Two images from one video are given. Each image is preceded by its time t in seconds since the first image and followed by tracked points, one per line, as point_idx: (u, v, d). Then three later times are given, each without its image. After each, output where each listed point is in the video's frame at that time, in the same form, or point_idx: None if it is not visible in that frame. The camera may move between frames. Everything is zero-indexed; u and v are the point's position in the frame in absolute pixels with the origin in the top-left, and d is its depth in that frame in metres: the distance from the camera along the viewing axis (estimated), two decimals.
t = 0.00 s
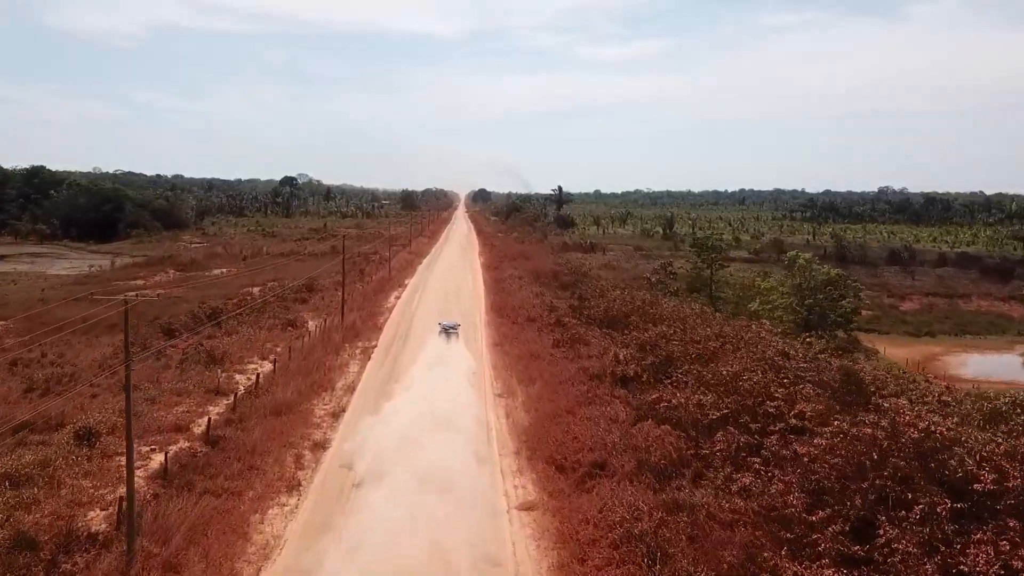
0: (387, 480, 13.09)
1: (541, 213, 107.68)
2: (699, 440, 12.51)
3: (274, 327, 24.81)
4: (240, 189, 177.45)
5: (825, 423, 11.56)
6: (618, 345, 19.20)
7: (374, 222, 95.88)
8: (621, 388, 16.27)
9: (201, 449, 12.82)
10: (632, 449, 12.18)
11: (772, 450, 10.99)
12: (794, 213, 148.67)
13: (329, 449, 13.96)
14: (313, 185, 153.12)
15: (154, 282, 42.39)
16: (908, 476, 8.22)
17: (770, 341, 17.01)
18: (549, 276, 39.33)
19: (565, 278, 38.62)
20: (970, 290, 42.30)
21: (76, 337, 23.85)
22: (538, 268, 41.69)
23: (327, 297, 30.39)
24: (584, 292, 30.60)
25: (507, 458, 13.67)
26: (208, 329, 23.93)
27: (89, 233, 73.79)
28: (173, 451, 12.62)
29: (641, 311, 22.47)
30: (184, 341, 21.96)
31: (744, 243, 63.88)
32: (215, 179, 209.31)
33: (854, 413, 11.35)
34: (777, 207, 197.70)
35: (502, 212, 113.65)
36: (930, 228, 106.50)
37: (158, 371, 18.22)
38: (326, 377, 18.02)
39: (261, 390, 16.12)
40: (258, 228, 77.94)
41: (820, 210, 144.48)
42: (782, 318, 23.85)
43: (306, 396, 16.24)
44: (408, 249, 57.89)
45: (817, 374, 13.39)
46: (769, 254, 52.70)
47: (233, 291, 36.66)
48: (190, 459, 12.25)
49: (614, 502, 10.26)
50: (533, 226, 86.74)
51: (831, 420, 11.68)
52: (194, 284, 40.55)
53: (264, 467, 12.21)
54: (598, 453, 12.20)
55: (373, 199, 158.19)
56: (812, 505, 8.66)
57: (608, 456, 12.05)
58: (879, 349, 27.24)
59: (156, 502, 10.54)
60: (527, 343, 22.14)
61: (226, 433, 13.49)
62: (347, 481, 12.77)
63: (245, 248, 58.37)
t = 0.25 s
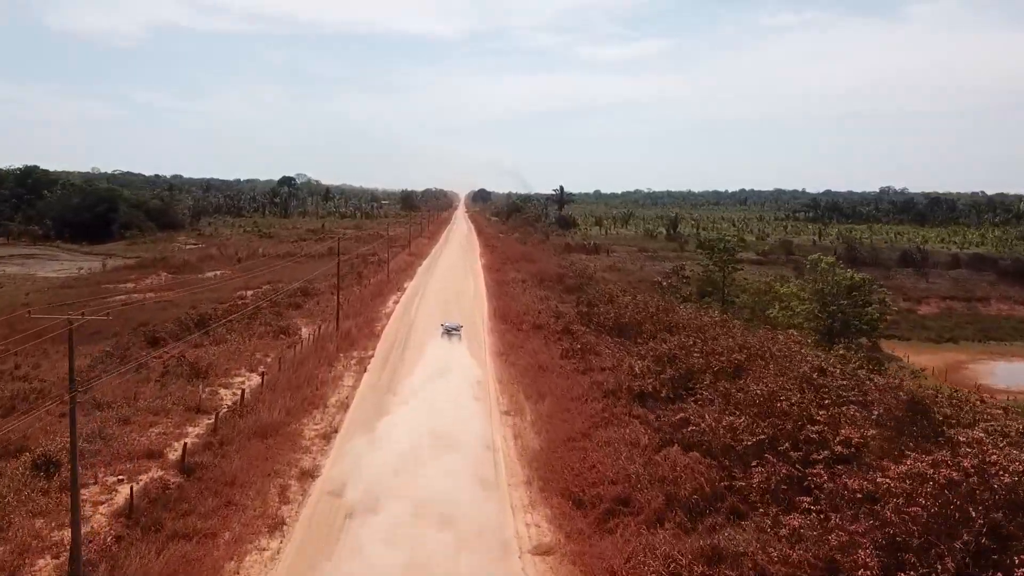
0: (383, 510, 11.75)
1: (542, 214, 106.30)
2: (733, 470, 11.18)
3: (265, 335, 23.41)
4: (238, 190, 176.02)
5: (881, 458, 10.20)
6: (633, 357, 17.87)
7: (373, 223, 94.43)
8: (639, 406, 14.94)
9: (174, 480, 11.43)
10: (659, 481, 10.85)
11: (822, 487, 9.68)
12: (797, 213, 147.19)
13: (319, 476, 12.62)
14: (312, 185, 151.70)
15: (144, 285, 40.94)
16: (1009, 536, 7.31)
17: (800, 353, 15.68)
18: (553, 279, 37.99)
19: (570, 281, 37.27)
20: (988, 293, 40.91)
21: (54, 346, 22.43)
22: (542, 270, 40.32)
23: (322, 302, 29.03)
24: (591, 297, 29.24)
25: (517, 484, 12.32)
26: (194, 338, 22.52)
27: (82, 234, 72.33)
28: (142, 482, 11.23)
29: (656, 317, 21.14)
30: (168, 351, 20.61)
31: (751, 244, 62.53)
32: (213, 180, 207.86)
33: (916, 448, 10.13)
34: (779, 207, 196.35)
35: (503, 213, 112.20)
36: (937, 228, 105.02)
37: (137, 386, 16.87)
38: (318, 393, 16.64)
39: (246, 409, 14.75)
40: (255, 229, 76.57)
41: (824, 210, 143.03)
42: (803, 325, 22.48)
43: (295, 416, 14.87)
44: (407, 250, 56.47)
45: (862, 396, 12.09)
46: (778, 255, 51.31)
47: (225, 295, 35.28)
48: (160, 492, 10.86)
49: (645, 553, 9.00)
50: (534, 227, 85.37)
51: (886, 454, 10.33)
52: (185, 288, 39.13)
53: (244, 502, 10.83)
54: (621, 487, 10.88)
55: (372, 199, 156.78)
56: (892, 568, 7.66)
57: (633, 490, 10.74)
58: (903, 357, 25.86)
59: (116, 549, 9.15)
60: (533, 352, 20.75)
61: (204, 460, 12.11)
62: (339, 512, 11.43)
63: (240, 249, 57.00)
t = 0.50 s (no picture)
0: (377, 547, 10.39)
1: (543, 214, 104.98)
2: (775, 507, 9.83)
3: (255, 344, 22.04)
4: (236, 190, 174.51)
5: (949, 502, 8.89)
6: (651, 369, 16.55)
7: (371, 223, 93.06)
8: (661, 427, 13.63)
9: (140, 519, 10.06)
10: (693, 525, 9.52)
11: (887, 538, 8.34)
12: (801, 214, 145.72)
13: (307, 507, 11.26)
14: (310, 185, 150.23)
15: (133, 288, 39.53)
16: None
17: (835, 368, 14.36)
18: (557, 281, 36.64)
19: (575, 284, 35.94)
20: (1007, 296, 39.58)
21: (29, 357, 21.04)
22: (545, 272, 38.96)
23: (317, 307, 27.72)
24: (599, 303, 27.88)
25: (529, 518, 10.96)
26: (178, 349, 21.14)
27: (74, 235, 70.93)
28: (103, 523, 9.86)
29: (672, 325, 19.82)
30: (150, 363, 19.26)
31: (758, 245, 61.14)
32: (211, 180, 206.54)
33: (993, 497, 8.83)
34: (781, 207, 195.12)
35: (503, 213, 110.84)
36: (943, 229, 103.53)
37: (112, 402, 15.52)
38: (308, 411, 15.26)
39: (228, 431, 13.41)
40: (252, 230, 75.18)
41: (827, 210, 141.64)
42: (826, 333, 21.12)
43: (282, 438, 13.53)
44: (406, 252, 55.09)
45: (917, 424, 10.76)
46: (787, 257, 49.94)
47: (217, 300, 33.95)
48: (122, 535, 9.48)
49: None
50: (535, 228, 83.95)
51: (955, 496, 9.02)
52: (176, 292, 37.75)
53: (218, 547, 9.45)
54: (649, 530, 9.58)
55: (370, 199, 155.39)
56: None
57: (664, 535, 9.41)
58: (929, 367, 24.51)
59: None
60: (541, 363, 19.38)
61: (175, 494, 10.73)
62: (328, 552, 10.08)
63: (235, 251, 55.65)
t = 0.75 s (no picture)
0: None
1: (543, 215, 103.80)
2: (832, 556, 8.48)
3: (243, 355, 20.65)
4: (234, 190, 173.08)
5: None
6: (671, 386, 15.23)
7: (371, 224, 91.76)
8: (687, 454, 12.32)
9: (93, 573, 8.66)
10: None
11: None
12: (804, 215, 144.39)
13: (292, 549, 9.91)
14: (309, 185, 148.86)
15: (123, 292, 38.18)
16: None
17: (878, 388, 12.99)
18: (562, 284, 35.29)
19: (580, 288, 34.61)
20: None
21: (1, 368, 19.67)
22: (549, 275, 37.62)
23: (311, 313, 26.38)
24: (608, 309, 26.48)
25: (543, 562, 9.60)
26: (161, 361, 19.75)
27: (68, 236, 69.60)
28: None
29: (690, 336, 18.51)
30: (128, 377, 17.87)
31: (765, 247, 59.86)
32: (210, 181, 205.61)
33: None
34: (783, 207, 193.91)
35: (504, 213, 109.63)
36: (950, 230, 102.20)
37: (80, 423, 14.13)
38: (296, 434, 13.86)
39: (206, 459, 12.06)
40: (248, 231, 73.82)
41: (831, 211, 140.36)
42: (854, 343, 19.74)
43: (266, 466, 12.16)
44: (405, 254, 53.77)
45: (988, 459, 9.39)
46: (797, 259, 48.60)
47: (208, 305, 32.62)
48: None
49: None
50: (537, 229, 82.62)
51: None
52: (166, 296, 36.37)
53: None
54: None
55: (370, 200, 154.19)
56: None
57: None
58: (960, 377, 23.13)
59: None
60: (549, 374, 17.99)
61: (138, 539, 9.35)
62: None
63: (231, 252, 54.28)
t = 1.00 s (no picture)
0: None
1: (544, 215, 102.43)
2: None
3: (229, 368, 19.28)
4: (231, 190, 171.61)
5: None
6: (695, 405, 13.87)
7: (369, 225, 90.42)
8: (719, 486, 10.97)
9: None
10: None
11: None
12: (807, 215, 143.10)
13: None
14: (307, 185, 147.40)
15: (110, 296, 36.79)
16: None
17: (934, 412, 11.62)
18: (567, 287, 33.89)
19: (586, 291, 33.21)
20: None
21: None
22: (553, 278, 36.21)
23: (304, 320, 24.99)
24: (618, 315, 25.15)
25: None
26: (141, 375, 18.38)
27: (60, 237, 68.17)
28: None
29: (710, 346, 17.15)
30: (103, 394, 16.50)
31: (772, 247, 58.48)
32: (208, 180, 204.12)
33: None
34: (784, 207, 192.64)
35: (504, 213, 108.27)
36: (956, 230, 100.81)
37: (43, 448, 12.75)
38: (281, 460, 12.50)
39: (177, 493, 10.67)
40: (244, 232, 72.38)
41: (834, 211, 139.08)
42: (887, 356, 18.46)
43: (244, 501, 10.77)
44: (404, 255, 52.42)
45: None
46: (807, 261, 47.31)
47: (198, 310, 31.21)
48: None
49: None
50: (538, 230, 81.21)
51: None
52: (156, 301, 34.98)
53: None
54: None
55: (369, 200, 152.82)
56: None
57: None
58: (993, 388, 21.82)
59: None
60: (559, 387, 16.63)
61: None
62: None
63: (225, 254, 52.87)
